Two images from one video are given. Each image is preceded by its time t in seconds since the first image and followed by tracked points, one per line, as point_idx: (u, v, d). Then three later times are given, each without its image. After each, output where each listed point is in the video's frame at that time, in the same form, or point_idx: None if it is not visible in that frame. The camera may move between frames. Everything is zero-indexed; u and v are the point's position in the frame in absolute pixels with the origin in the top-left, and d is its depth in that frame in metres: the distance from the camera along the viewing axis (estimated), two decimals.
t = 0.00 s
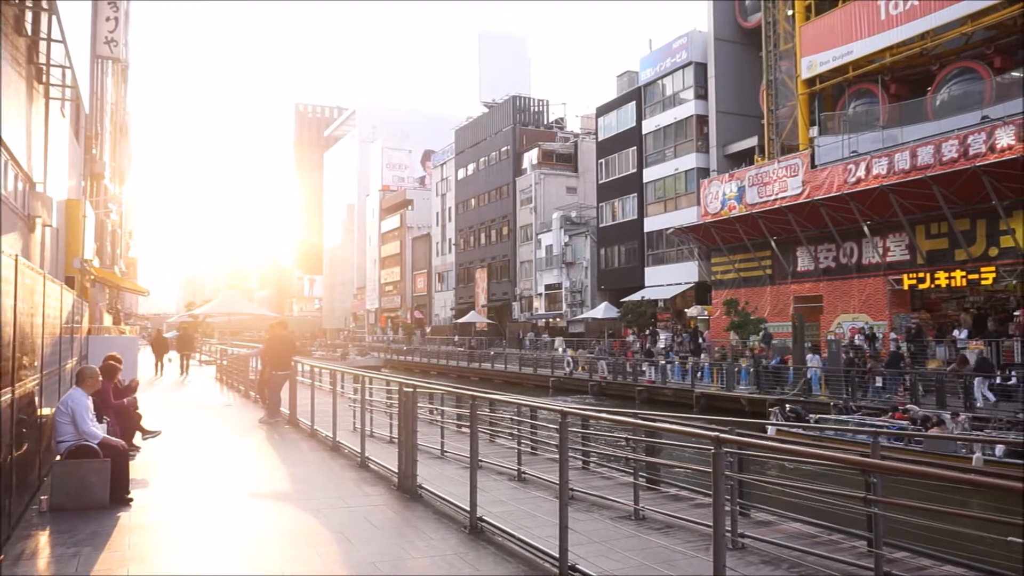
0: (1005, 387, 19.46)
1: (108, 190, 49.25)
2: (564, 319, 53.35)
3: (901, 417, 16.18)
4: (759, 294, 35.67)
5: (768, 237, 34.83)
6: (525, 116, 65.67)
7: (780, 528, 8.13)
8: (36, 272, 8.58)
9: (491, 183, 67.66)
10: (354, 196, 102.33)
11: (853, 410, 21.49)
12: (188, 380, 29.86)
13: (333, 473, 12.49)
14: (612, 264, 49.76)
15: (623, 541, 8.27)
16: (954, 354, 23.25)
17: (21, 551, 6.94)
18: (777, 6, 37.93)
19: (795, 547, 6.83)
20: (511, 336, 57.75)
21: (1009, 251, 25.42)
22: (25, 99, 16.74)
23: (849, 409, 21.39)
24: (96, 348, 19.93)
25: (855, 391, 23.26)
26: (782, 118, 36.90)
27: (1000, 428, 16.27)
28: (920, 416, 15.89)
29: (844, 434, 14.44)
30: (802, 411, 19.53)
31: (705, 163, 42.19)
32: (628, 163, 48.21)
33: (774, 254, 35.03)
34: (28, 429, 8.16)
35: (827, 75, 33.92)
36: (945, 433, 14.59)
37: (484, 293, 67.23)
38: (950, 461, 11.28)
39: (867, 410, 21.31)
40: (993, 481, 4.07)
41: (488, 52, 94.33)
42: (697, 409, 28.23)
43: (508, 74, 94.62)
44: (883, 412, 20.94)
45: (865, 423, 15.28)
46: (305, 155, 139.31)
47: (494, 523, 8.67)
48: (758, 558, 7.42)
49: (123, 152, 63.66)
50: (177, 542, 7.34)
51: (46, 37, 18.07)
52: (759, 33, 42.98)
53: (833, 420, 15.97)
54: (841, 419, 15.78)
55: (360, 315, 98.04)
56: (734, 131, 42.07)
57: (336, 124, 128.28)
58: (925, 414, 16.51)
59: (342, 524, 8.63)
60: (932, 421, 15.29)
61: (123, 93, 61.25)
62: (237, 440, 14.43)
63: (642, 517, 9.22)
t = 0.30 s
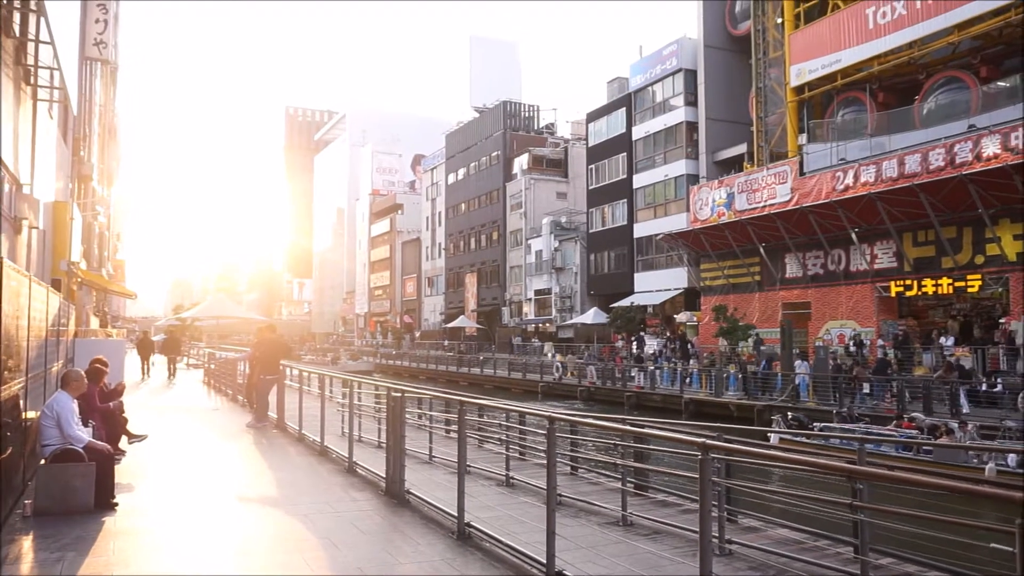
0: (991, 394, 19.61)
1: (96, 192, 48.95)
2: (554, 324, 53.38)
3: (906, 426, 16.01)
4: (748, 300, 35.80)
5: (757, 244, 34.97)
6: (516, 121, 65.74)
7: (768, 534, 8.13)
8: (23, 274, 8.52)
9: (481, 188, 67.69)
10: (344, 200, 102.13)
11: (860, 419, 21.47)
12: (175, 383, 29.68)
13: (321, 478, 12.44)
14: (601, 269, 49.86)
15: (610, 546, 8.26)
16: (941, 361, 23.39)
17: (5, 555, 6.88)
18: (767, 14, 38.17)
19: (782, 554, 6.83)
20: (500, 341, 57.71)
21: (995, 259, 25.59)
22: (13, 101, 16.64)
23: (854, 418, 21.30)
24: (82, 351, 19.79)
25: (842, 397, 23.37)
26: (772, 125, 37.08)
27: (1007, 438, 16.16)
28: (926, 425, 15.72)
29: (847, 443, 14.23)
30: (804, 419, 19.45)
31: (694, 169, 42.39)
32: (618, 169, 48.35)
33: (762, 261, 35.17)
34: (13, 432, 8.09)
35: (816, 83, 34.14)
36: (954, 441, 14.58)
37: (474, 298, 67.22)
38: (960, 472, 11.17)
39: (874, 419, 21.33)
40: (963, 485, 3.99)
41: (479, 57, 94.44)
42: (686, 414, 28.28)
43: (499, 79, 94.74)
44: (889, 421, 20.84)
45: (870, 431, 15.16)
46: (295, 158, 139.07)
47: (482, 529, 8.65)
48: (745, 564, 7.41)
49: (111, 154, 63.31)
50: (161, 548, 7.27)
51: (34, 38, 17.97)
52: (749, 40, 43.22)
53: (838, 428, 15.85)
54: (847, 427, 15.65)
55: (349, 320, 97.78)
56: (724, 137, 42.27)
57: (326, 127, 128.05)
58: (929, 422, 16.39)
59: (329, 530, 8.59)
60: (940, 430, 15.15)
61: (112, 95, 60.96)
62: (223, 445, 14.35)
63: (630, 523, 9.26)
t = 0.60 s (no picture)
0: (965, 407, 19.83)
1: (73, 200, 48.45)
2: (534, 336, 53.40)
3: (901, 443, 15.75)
4: (727, 313, 36.00)
5: (736, 257, 35.20)
6: (498, 132, 65.92)
7: (744, 548, 8.11)
8: None
9: (463, 200, 67.75)
10: (324, 210, 101.78)
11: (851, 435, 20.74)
12: (151, 393, 29.31)
13: (298, 491, 12.29)
14: (582, 281, 49.98)
15: (587, 560, 8.20)
16: (916, 375, 23.64)
17: None
18: (747, 30, 38.62)
19: (759, 566, 6.81)
20: (480, 352, 57.61)
21: (969, 274, 25.83)
22: None
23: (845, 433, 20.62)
24: (56, 361, 19.50)
25: (819, 410, 23.53)
26: (751, 140, 37.45)
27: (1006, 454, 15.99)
28: (921, 440, 15.54)
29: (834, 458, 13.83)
30: (796, 435, 19.43)
31: (674, 182, 42.70)
32: (600, 182, 48.60)
33: (741, 274, 35.37)
34: None
35: (794, 99, 34.57)
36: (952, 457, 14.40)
37: (454, 309, 67.12)
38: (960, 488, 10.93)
39: (865, 435, 20.68)
40: (918, 497, 4.11)
41: (461, 68, 94.71)
42: (665, 427, 28.35)
43: (481, 91, 95.03)
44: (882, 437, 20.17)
45: (861, 447, 14.95)
46: (276, 168, 138.47)
47: (459, 542, 8.59)
48: None
49: (88, 162, 62.60)
50: (133, 562, 7.14)
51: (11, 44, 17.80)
52: (729, 56, 43.68)
53: (829, 444, 15.65)
54: (839, 443, 15.42)
55: (329, 330, 97.22)
56: (704, 152, 42.61)
57: (308, 137, 127.67)
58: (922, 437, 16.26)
59: (305, 543, 8.49)
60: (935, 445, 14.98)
61: (90, 102, 60.37)
62: (198, 457, 14.15)
63: (607, 536, 9.21)
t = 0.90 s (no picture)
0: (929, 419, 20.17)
1: (37, 207, 47.47)
2: (506, 347, 53.33)
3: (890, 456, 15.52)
4: (697, 325, 36.31)
5: (706, 270, 35.51)
6: (471, 143, 65.96)
7: (712, 559, 8.15)
8: None
9: (435, 210, 67.63)
10: (296, 220, 100.96)
11: (836, 447, 20.76)
12: (115, 405, 28.75)
13: (263, 504, 12.10)
14: (554, 293, 50.10)
15: (558, 572, 8.16)
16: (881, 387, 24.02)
17: None
18: (718, 46, 39.12)
19: None
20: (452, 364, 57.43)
21: (934, 288, 26.37)
22: None
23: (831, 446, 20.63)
24: (16, 372, 19.06)
25: (787, 422, 23.76)
26: (721, 154, 37.90)
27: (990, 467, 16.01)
28: (910, 452, 15.32)
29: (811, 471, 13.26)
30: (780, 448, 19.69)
31: (646, 195, 43.04)
32: (572, 194, 48.83)
33: (711, 287, 35.70)
34: None
35: (764, 114, 35.07)
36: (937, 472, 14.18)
37: (426, 320, 66.85)
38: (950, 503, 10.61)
39: (851, 448, 20.60)
40: (877, 508, 4.22)
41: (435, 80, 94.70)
42: (635, 439, 28.44)
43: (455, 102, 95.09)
44: (868, 447, 20.06)
45: (847, 460, 14.82)
46: (247, 176, 137.32)
47: (427, 555, 8.52)
48: None
49: (53, 168, 61.38)
50: None
51: None
52: (700, 71, 44.19)
53: (814, 458, 15.54)
54: (825, 456, 15.31)
55: (299, 341, 96.34)
56: (676, 165, 43.02)
57: (280, 145, 126.73)
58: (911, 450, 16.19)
59: (271, 557, 8.35)
60: (924, 459, 14.83)
61: (56, 108, 59.25)
62: (163, 469, 13.89)
63: (577, 548, 9.20)
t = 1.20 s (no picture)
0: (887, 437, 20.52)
1: None
2: (472, 359, 53.17)
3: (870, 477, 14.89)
4: (663, 340, 36.59)
5: (673, 285, 35.78)
6: (442, 154, 65.95)
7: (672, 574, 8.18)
8: None
9: (405, 220, 67.41)
10: (264, 226, 99.93)
11: (815, 467, 20.58)
12: (71, 410, 28.05)
13: (221, 514, 11.88)
14: (522, 305, 50.16)
15: None
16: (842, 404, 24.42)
17: None
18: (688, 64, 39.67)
19: None
20: (418, 374, 57.12)
21: (894, 307, 26.81)
22: None
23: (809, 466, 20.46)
24: None
25: (750, 438, 23.98)
26: (690, 171, 38.34)
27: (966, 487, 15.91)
28: (890, 472, 14.76)
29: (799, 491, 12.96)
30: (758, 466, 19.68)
31: (615, 210, 43.39)
32: (542, 207, 49.02)
33: (678, 302, 36.01)
34: None
35: (732, 133, 35.52)
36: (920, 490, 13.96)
37: (393, 329, 66.46)
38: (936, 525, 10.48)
39: (829, 467, 20.49)
40: (839, 527, 4.29)
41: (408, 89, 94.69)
42: (600, 452, 28.49)
43: (427, 113, 95.10)
44: (846, 467, 19.93)
45: (827, 480, 14.05)
46: (215, 181, 135.73)
47: (386, 568, 8.47)
48: None
49: (14, 167, 60.06)
50: None
51: None
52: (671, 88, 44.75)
53: (795, 477, 14.74)
54: (805, 476, 14.46)
55: (263, 348, 95.12)
56: (645, 181, 43.42)
57: (249, 150, 125.48)
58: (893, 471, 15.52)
59: (227, 569, 8.20)
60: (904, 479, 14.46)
61: (18, 106, 57.98)
62: (117, 478, 13.56)
63: (539, 562, 9.10)
